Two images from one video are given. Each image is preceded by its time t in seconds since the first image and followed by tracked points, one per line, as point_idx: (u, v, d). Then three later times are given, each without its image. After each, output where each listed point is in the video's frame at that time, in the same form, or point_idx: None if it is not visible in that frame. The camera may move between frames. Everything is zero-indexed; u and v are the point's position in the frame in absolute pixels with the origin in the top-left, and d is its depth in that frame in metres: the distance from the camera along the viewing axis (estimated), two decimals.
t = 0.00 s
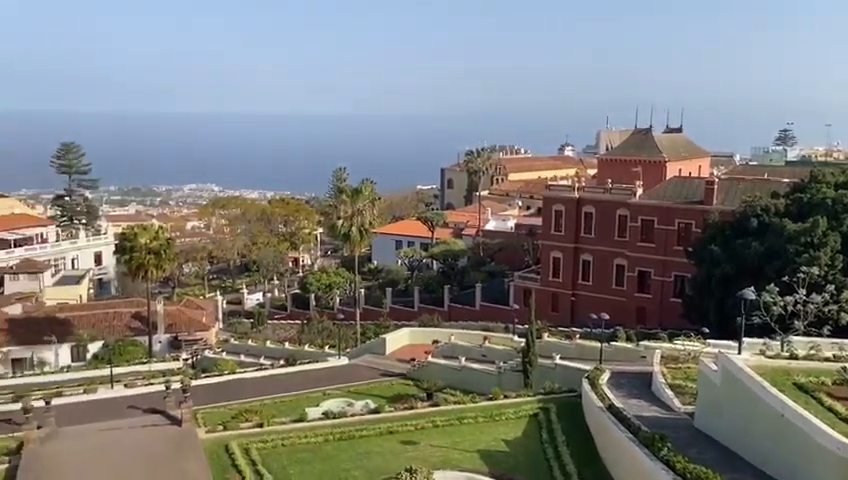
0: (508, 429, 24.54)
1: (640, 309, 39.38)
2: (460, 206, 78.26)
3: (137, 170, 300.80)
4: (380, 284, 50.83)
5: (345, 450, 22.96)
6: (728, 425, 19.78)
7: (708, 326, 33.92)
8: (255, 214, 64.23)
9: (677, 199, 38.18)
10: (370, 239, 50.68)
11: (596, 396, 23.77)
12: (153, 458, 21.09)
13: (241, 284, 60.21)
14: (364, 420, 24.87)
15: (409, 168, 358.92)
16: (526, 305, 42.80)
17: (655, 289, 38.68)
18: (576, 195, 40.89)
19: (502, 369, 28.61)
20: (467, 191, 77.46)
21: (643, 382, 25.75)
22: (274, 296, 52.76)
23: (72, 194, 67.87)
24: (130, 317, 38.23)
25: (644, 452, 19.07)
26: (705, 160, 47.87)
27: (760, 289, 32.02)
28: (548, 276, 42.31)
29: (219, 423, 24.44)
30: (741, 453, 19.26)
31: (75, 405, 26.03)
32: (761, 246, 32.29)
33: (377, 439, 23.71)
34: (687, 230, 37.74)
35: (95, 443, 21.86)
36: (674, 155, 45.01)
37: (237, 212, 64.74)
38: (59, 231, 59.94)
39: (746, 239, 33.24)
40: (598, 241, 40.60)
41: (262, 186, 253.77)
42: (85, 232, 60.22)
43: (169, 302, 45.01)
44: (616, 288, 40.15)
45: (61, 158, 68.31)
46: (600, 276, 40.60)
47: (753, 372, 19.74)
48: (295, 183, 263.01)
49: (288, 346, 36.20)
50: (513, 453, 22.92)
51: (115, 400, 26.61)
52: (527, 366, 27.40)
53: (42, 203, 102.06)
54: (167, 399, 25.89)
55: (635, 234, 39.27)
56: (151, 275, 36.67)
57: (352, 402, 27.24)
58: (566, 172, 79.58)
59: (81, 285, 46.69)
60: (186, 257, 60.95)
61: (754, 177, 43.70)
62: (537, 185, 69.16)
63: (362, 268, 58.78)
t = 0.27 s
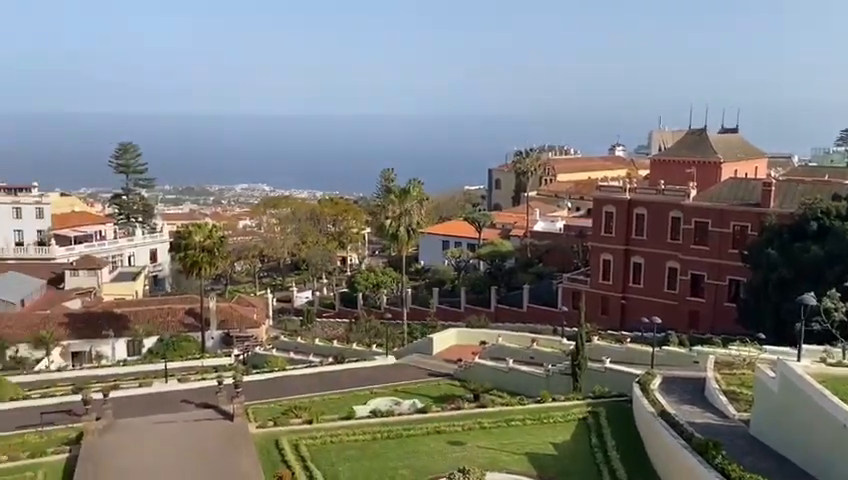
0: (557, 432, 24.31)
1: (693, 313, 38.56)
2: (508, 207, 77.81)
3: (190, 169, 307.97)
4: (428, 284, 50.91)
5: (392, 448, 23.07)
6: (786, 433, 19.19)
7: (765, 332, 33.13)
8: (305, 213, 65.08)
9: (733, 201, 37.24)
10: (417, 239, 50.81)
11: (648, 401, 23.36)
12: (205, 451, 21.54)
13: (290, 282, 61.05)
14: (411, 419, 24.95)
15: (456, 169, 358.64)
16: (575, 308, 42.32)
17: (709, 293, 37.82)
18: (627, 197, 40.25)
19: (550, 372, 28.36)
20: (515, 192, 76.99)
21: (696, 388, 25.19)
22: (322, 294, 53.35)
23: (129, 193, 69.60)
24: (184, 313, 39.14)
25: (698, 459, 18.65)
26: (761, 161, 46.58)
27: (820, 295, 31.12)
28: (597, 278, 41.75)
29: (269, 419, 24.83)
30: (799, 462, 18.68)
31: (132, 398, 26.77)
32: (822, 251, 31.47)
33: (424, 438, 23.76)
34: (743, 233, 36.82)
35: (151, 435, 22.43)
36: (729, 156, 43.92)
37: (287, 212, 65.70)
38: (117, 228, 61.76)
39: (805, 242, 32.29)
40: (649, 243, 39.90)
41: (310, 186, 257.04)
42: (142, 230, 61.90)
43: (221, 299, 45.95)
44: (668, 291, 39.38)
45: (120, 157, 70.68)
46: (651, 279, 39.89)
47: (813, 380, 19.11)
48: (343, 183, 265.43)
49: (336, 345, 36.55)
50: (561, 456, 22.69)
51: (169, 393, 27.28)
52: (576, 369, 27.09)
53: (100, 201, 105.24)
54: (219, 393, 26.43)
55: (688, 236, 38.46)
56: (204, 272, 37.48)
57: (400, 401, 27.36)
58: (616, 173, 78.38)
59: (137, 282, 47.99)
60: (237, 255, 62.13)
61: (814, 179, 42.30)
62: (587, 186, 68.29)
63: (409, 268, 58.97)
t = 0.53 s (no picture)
0: (610, 437, 23.93)
1: (753, 319, 37.48)
2: (561, 208, 76.96)
3: (246, 169, 314.42)
4: (479, 285, 50.76)
5: (443, 448, 23.08)
6: None
7: (829, 339, 32.07)
8: (358, 213, 65.68)
9: (797, 204, 36.01)
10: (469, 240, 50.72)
11: (705, 408, 22.78)
12: (259, 444, 21.94)
13: (342, 281, 61.68)
14: (463, 420, 24.92)
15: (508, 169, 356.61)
16: (629, 311, 41.60)
17: (771, 299, 36.66)
18: (685, 198, 39.34)
19: (603, 376, 27.96)
20: (568, 193, 76.11)
21: (756, 396, 24.46)
22: (374, 293, 53.73)
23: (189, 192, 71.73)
24: (239, 310, 39.93)
25: (758, 469, 18.10)
26: (828, 163, 44.92)
27: None
28: (653, 282, 40.94)
29: (322, 415, 25.14)
30: None
31: (189, 392, 27.46)
32: None
33: (475, 439, 23.70)
34: (807, 236, 35.59)
35: (208, 428, 22.96)
36: (793, 157, 42.49)
37: (340, 212, 66.42)
38: (177, 226, 63.46)
39: None
40: (708, 246, 38.92)
41: (362, 185, 259.38)
42: (199, 228, 63.44)
43: (275, 296, 46.74)
44: (727, 296, 38.36)
45: (180, 157, 72.68)
46: (709, 283, 38.92)
47: None
48: (394, 183, 266.70)
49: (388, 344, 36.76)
50: (614, 462, 22.32)
51: (225, 388, 27.89)
52: (630, 374, 26.62)
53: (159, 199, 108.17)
54: (273, 389, 26.89)
55: (749, 239, 37.37)
56: (260, 269, 38.18)
57: (451, 401, 27.35)
58: (673, 174, 76.68)
59: (195, 279, 49.20)
60: (291, 253, 63.08)
61: None
62: (643, 188, 67.02)
63: (461, 268, 58.91)
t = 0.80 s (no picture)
0: (667, 445, 23.38)
1: (819, 327, 36.12)
2: (618, 210, 75.66)
3: (302, 169, 319.36)
4: (532, 287, 50.34)
5: (495, 451, 22.94)
6: None
7: None
8: (411, 214, 66.24)
9: None
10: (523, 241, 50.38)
11: (768, 417, 22.02)
12: (313, 441, 22.18)
13: (395, 280, 62.03)
14: (516, 423, 24.72)
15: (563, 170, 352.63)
16: (688, 317, 40.63)
17: (839, 306, 35.24)
18: (749, 201, 38.14)
19: (661, 383, 27.35)
20: (625, 195, 74.76)
21: (823, 407, 23.51)
22: (426, 293, 53.85)
23: (247, 191, 73.31)
24: (295, 307, 40.54)
25: None
26: None
27: None
28: (713, 286, 39.85)
29: (374, 414, 25.30)
30: None
31: (246, 386, 28.03)
32: None
33: (528, 443, 23.48)
34: None
35: (264, 424, 23.38)
36: None
37: (394, 213, 67.21)
38: (235, 224, 64.90)
39: None
40: (772, 251, 37.66)
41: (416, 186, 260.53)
42: (257, 226, 64.65)
43: (330, 294, 47.32)
44: (792, 302, 37.06)
45: (240, 158, 74.34)
46: (773, 289, 37.66)
47: None
48: (447, 183, 266.81)
49: (440, 344, 36.76)
50: (672, 470, 21.78)
51: (280, 384, 28.36)
52: (689, 381, 25.95)
53: (218, 198, 110.69)
54: (327, 386, 27.22)
55: (816, 244, 35.99)
56: (315, 268, 38.68)
57: (503, 403, 27.17)
58: (736, 177, 74.52)
59: (252, 276, 50.20)
60: (346, 252, 63.71)
61: None
62: (704, 190, 65.35)
63: (514, 270, 58.52)
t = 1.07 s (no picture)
0: (728, 455, 22.71)
1: None
2: (678, 213, 73.88)
3: (357, 169, 322.41)
4: (588, 290, 49.63)
5: (548, 455, 22.70)
6: None
7: None
8: (466, 214, 65.96)
9: None
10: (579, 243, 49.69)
11: (836, 429, 21.15)
12: (365, 438, 22.38)
13: (449, 281, 62.00)
14: (570, 427, 24.41)
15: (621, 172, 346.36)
16: (750, 323, 39.38)
17: None
18: (817, 205, 36.71)
19: (722, 391, 26.59)
20: (686, 197, 72.94)
21: None
22: (480, 295, 53.67)
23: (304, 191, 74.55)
24: (350, 306, 40.95)
25: None
26: None
27: None
28: (778, 293, 38.54)
29: (427, 414, 25.36)
30: None
31: (301, 383, 28.46)
32: None
33: (582, 448, 23.15)
34: None
35: (318, 420, 23.70)
36: None
37: (449, 213, 67.00)
38: (292, 223, 65.95)
39: None
40: (842, 257, 36.16)
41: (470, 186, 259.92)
42: (313, 225, 65.54)
43: (384, 294, 47.61)
44: None
45: (298, 158, 75.50)
46: (842, 296, 36.17)
47: None
48: (503, 184, 265.42)
49: (494, 346, 36.59)
50: None
51: (335, 381, 28.70)
52: (752, 390, 25.15)
53: (275, 197, 112.67)
54: (381, 385, 27.41)
55: None
56: (370, 268, 38.97)
57: (557, 407, 26.87)
58: (804, 179, 71.83)
59: (308, 275, 50.95)
60: (400, 252, 63.97)
61: None
62: (769, 193, 63.21)
63: (570, 273, 57.79)
